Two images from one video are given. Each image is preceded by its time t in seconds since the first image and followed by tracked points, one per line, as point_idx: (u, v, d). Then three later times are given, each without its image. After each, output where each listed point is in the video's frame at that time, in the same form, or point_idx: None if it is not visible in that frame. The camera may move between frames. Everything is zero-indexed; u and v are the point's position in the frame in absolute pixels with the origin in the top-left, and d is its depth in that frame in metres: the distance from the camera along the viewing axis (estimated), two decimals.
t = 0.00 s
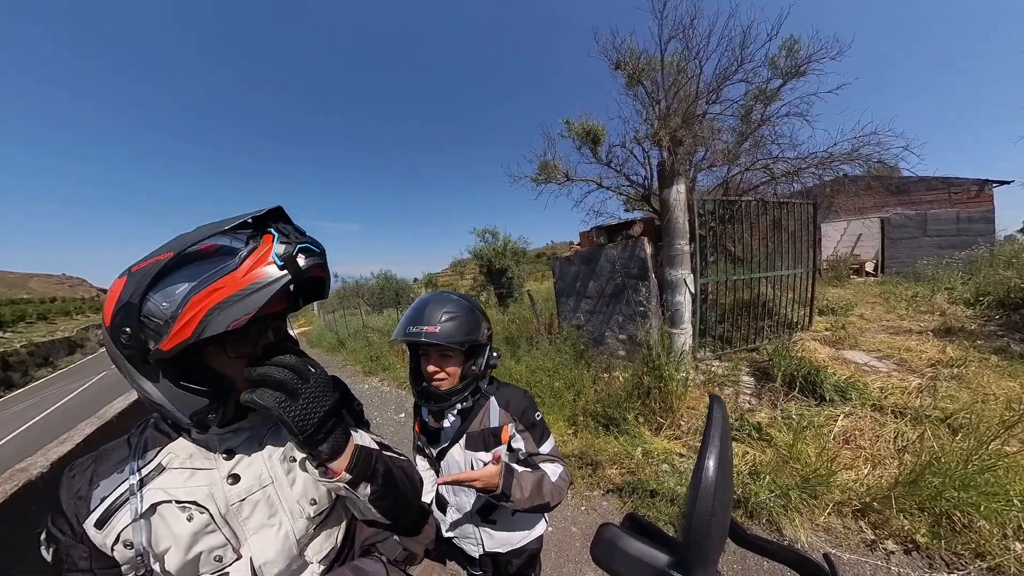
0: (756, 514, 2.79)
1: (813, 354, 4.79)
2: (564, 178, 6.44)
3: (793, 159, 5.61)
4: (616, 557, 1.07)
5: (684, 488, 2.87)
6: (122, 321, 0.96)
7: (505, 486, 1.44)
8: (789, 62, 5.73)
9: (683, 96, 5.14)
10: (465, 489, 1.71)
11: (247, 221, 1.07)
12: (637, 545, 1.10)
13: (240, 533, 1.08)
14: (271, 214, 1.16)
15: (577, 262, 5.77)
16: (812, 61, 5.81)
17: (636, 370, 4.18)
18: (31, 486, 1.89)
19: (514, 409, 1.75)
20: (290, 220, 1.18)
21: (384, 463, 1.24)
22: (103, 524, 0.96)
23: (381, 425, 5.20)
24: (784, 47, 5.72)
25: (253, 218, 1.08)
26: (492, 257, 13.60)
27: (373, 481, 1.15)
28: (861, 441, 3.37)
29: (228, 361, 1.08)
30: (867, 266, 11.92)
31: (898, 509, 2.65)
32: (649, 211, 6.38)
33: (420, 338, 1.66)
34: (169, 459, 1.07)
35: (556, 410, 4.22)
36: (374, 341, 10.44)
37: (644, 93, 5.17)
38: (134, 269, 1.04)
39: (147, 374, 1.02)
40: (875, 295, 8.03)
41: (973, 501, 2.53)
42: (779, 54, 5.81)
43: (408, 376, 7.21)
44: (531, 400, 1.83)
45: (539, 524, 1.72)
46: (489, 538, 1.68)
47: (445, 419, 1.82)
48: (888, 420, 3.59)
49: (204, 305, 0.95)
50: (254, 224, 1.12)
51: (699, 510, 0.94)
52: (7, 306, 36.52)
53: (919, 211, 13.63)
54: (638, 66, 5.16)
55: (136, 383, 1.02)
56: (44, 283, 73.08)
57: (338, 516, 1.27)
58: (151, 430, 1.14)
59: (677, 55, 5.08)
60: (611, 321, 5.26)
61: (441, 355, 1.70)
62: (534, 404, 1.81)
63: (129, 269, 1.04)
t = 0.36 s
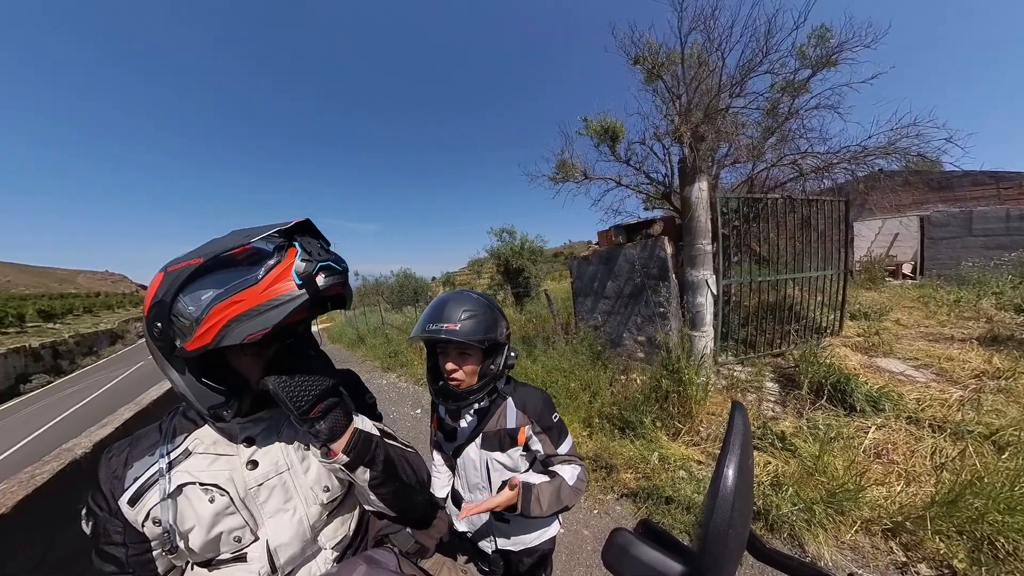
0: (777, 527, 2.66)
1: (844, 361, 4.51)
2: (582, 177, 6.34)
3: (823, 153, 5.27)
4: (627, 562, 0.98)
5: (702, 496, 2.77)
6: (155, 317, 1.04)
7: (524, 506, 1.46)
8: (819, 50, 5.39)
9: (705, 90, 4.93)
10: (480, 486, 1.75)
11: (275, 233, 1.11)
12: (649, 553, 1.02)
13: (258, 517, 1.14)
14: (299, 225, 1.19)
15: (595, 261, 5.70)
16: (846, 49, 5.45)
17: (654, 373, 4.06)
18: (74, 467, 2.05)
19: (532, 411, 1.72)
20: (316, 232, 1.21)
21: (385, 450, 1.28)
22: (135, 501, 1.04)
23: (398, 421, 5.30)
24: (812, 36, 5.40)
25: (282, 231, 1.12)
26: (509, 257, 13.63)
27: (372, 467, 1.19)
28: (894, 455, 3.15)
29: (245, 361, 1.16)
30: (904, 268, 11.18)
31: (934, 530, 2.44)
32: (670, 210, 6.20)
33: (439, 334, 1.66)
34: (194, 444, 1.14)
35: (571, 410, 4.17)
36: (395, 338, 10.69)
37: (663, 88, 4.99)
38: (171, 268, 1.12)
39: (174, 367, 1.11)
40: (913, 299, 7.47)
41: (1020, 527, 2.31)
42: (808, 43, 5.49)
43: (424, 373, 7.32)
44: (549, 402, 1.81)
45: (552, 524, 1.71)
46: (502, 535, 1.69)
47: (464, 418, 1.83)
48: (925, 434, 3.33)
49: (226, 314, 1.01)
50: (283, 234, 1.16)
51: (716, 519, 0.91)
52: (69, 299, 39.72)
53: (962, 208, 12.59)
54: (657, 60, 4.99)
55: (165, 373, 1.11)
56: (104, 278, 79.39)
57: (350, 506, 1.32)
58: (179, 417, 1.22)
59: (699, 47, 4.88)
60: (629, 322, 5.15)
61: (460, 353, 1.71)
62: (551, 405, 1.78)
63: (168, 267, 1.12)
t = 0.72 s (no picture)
0: (799, 542, 2.52)
1: (876, 369, 4.21)
2: (600, 175, 6.23)
3: (856, 147, 4.90)
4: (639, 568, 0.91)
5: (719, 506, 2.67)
6: (191, 308, 1.11)
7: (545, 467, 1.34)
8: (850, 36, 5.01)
9: (728, 83, 4.69)
10: (498, 485, 1.69)
11: (304, 233, 1.16)
12: (663, 560, 0.94)
13: (279, 504, 1.20)
14: (327, 225, 1.23)
15: (614, 261, 5.60)
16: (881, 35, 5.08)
17: (673, 376, 3.94)
18: (113, 450, 2.22)
19: (549, 409, 1.73)
20: (341, 232, 1.25)
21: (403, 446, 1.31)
22: (167, 484, 1.11)
23: (414, 416, 5.39)
24: (844, 22, 5.06)
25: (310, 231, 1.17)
26: (526, 256, 13.62)
27: (390, 462, 1.23)
28: (930, 472, 2.92)
29: (270, 354, 1.22)
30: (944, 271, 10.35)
31: (973, 556, 2.25)
32: (691, 208, 6.00)
33: (470, 331, 1.63)
34: (222, 433, 1.21)
35: (587, 412, 4.12)
36: (415, 334, 10.90)
37: (684, 82, 4.80)
38: (208, 262, 1.19)
39: (205, 355, 1.18)
40: (955, 304, 6.89)
41: None
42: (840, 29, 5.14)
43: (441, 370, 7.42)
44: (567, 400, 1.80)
45: (568, 524, 1.69)
46: (519, 535, 1.65)
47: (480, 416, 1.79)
48: (965, 451, 3.07)
49: (254, 308, 1.07)
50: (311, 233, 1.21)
51: (734, 529, 0.88)
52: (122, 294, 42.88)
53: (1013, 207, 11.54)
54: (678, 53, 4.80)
55: (197, 362, 1.19)
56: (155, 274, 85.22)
57: (366, 497, 1.36)
58: (209, 407, 1.30)
59: (722, 38, 4.65)
60: (648, 323, 5.02)
61: (487, 349, 1.69)
62: (569, 404, 1.78)
63: (206, 261, 1.19)
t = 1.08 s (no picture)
0: (821, 559, 2.37)
1: (912, 380, 3.93)
2: (620, 173, 6.09)
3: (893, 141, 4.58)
4: None
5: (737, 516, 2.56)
6: (217, 301, 1.18)
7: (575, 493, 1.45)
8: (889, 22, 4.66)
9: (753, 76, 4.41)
10: (514, 487, 1.68)
11: (319, 228, 1.22)
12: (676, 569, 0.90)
13: (300, 492, 1.24)
14: (341, 220, 1.28)
15: (633, 261, 5.48)
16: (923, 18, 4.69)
17: (692, 380, 3.80)
18: (148, 435, 2.40)
19: (567, 409, 1.70)
20: (358, 230, 1.32)
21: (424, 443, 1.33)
22: (199, 468, 1.19)
23: (430, 413, 5.48)
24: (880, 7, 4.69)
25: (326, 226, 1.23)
26: (543, 256, 13.58)
27: (411, 459, 1.26)
28: (970, 493, 2.69)
29: (292, 345, 1.28)
30: (992, 274, 9.52)
31: None
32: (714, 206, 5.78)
33: (485, 332, 1.65)
34: (249, 422, 1.27)
35: (602, 413, 4.05)
36: (434, 331, 11.08)
37: (706, 76, 4.58)
38: (232, 259, 1.26)
39: (233, 344, 1.25)
40: (1004, 310, 6.35)
41: None
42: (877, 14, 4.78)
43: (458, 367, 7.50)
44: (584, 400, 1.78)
45: (583, 524, 1.69)
46: (534, 536, 1.65)
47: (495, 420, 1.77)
48: (1013, 472, 2.81)
49: (273, 299, 1.12)
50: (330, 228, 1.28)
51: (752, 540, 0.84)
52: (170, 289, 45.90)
53: None
54: (700, 45, 4.58)
55: (225, 351, 1.26)
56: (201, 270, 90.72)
57: (382, 489, 1.39)
58: (237, 397, 1.37)
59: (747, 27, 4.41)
60: (667, 325, 4.88)
61: (503, 350, 1.70)
62: (586, 403, 1.74)
63: (232, 259, 1.27)
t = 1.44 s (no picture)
0: None
1: (953, 392, 3.63)
2: (640, 171, 5.94)
3: (933, 133, 4.21)
4: None
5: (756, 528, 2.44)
6: (243, 302, 1.25)
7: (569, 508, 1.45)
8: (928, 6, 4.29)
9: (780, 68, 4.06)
10: (526, 489, 1.67)
11: (337, 232, 1.26)
12: None
13: (320, 484, 1.30)
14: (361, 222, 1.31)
15: (653, 261, 5.33)
16: None
17: (712, 385, 3.65)
18: (180, 422, 2.58)
19: (581, 410, 1.69)
20: (378, 231, 1.34)
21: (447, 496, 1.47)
22: (226, 458, 1.25)
23: (445, 409, 5.55)
24: None
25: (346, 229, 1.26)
26: (561, 255, 13.45)
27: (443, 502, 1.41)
28: (1016, 519, 2.47)
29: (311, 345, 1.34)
30: None
31: None
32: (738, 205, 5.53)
33: (497, 324, 1.67)
34: (273, 415, 1.33)
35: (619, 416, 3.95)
36: (452, 329, 11.21)
37: (729, 69, 4.35)
38: (257, 260, 1.32)
39: (257, 344, 1.33)
40: None
41: None
42: None
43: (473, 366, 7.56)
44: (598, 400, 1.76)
45: (595, 527, 1.66)
46: (547, 540, 1.64)
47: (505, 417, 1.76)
48: None
49: (294, 303, 1.17)
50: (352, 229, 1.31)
51: (771, 552, 0.79)
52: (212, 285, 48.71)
53: None
54: (723, 37, 4.37)
55: (249, 350, 1.34)
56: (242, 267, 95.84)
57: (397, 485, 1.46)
58: (261, 390, 1.43)
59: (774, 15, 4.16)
60: (688, 327, 4.72)
61: (516, 344, 1.71)
62: (600, 403, 1.73)
63: (256, 259, 1.32)
